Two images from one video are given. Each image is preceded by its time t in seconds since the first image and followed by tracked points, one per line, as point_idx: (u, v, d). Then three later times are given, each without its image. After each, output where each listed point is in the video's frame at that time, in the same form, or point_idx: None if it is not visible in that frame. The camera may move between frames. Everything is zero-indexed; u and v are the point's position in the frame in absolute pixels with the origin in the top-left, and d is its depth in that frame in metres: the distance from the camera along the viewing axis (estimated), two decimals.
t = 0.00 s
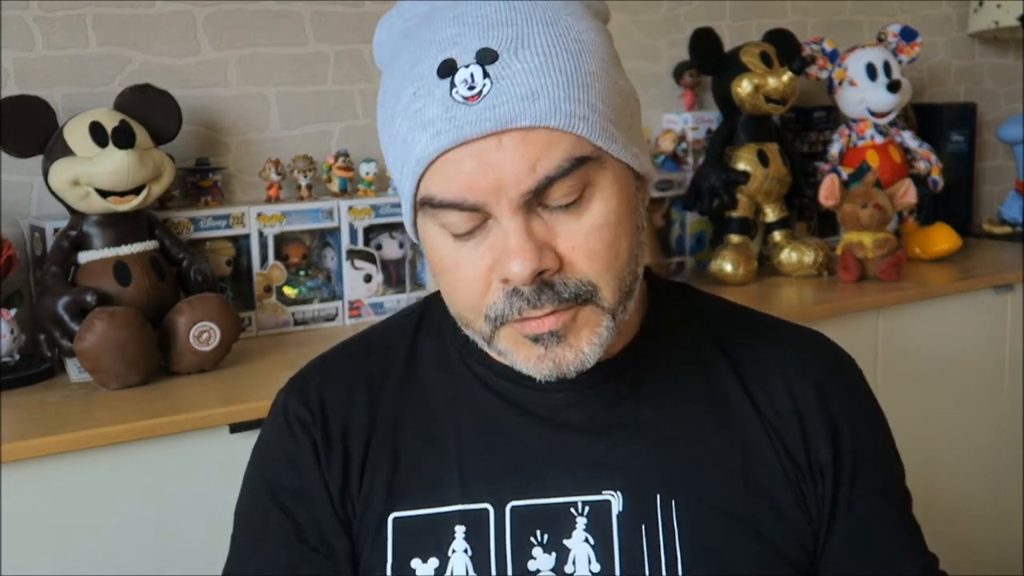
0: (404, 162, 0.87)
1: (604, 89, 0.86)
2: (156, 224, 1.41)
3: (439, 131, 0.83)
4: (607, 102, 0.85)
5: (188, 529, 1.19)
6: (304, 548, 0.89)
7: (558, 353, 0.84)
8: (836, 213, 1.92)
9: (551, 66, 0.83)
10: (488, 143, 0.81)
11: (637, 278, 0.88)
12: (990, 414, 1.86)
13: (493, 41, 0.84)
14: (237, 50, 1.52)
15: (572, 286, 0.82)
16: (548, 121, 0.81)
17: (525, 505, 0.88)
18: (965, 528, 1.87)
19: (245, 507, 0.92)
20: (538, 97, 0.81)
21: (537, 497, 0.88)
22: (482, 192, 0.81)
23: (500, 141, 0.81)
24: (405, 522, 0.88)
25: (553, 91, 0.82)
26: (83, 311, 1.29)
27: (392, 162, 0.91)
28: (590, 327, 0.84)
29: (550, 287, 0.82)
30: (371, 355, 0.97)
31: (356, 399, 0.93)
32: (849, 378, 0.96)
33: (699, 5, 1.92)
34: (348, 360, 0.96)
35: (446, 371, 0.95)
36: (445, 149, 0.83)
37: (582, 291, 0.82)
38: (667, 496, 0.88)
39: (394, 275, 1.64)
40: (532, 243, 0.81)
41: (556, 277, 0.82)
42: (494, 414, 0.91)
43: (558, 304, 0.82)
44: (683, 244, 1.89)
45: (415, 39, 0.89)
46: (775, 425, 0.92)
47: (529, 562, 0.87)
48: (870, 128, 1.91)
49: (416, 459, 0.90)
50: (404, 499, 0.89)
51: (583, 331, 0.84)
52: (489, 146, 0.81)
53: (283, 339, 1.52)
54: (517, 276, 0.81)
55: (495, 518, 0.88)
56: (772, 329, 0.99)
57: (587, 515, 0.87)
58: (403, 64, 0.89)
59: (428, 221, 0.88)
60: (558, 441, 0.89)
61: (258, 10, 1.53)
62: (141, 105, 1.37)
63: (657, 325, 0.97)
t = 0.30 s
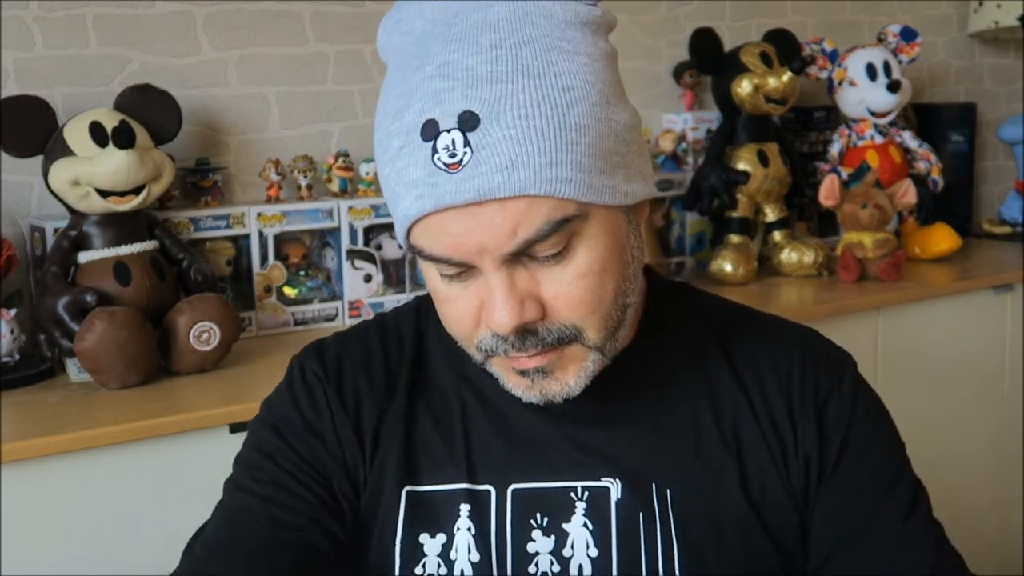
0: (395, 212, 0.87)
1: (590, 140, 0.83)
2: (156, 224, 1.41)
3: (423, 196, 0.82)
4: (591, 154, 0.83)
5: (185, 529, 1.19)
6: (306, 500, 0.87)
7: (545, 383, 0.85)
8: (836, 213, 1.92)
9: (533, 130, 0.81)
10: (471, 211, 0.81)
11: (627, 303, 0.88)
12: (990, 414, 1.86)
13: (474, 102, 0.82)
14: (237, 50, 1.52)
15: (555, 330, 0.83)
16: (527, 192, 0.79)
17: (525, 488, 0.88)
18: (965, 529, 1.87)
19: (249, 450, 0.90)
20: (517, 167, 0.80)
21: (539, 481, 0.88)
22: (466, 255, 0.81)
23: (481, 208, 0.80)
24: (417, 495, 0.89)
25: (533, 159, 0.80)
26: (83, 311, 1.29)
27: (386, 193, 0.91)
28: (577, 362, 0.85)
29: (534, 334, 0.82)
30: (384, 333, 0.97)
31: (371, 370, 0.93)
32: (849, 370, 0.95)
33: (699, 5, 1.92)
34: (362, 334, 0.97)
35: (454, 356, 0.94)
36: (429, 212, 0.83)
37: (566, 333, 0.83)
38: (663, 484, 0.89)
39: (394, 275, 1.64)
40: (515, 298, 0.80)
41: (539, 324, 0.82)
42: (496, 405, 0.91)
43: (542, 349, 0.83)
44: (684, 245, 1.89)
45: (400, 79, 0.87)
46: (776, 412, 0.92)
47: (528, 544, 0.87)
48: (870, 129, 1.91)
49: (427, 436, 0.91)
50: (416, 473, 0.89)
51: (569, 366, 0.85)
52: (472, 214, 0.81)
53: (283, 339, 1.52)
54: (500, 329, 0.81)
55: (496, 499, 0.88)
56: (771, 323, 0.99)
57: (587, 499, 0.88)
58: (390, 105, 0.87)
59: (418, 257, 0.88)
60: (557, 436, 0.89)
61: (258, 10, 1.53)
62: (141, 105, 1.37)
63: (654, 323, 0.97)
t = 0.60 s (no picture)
0: (418, 197, 0.86)
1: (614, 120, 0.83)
2: (156, 224, 1.41)
3: (451, 174, 0.81)
4: (616, 135, 0.83)
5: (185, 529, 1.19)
6: (306, 484, 0.84)
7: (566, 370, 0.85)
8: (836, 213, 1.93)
9: (561, 108, 0.81)
10: (499, 189, 0.80)
11: (644, 292, 0.89)
12: (990, 412, 1.86)
13: (502, 81, 0.81)
14: (237, 51, 1.52)
15: (580, 312, 0.82)
16: (558, 168, 0.79)
17: (531, 480, 0.88)
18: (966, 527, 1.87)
19: (249, 429, 0.86)
20: (548, 143, 0.79)
21: (545, 473, 0.88)
22: (492, 235, 0.80)
23: (511, 186, 0.79)
24: (423, 488, 0.88)
25: (562, 135, 0.80)
26: (83, 311, 1.29)
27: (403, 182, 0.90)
28: (599, 346, 0.85)
29: (559, 315, 0.82)
30: (392, 326, 0.97)
31: (378, 362, 0.93)
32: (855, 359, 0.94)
33: (699, 5, 1.92)
34: (369, 325, 0.96)
35: (460, 350, 0.94)
36: (456, 192, 0.82)
37: (590, 316, 0.83)
38: (666, 476, 0.89)
39: (394, 275, 1.63)
40: (542, 276, 0.80)
41: (564, 305, 0.82)
42: (502, 396, 0.91)
43: (567, 330, 0.82)
44: (684, 245, 1.88)
45: (421, 64, 0.86)
46: (782, 405, 0.92)
47: (534, 536, 0.87)
48: (870, 129, 1.91)
49: (436, 424, 0.90)
50: (421, 465, 0.89)
51: (592, 351, 0.84)
52: (499, 193, 0.80)
53: (283, 339, 1.52)
54: (527, 308, 0.81)
55: (502, 492, 0.88)
56: (774, 316, 0.99)
57: (591, 491, 0.88)
58: (411, 89, 0.86)
59: (439, 245, 0.87)
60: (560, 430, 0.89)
61: (257, 10, 1.53)
62: (141, 105, 1.37)
63: (657, 320, 0.97)
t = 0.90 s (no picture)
0: (417, 223, 0.85)
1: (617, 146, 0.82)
2: (156, 224, 1.41)
3: (450, 205, 0.81)
4: (618, 161, 0.82)
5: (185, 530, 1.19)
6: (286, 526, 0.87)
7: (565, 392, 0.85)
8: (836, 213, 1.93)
9: (562, 137, 0.80)
10: (499, 222, 0.79)
11: (645, 308, 0.88)
12: (990, 413, 1.86)
13: (503, 110, 0.80)
14: (237, 51, 1.52)
15: (580, 338, 0.82)
16: (559, 202, 0.78)
17: (532, 486, 0.88)
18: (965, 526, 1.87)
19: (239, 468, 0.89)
20: (549, 175, 0.79)
21: (546, 479, 0.88)
22: (491, 264, 0.80)
23: (511, 219, 0.79)
24: (415, 499, 0.88)
25: (563, 167, 0.79)
26: (83, 310, 1.29)
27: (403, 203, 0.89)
28: (600, 369, 0.85)
29: (559, 344, 0.81)
30: (389, 333, 0.96)
31: (369, 377, 0.92)
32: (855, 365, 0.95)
33: (699, 5, 1.92)
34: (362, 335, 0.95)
35: (460, 354, 0.94)
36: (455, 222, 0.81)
37: (590, 341, 0.83)
38: (670, 478, 0.88)
39: (394, 275, 1.63)
40: (541, 308, 0.80)
41: (564, 333, 0.82)
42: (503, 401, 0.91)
43: (567, 357, 0.82)
44: (684, 245, 1.88)
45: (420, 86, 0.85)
46: (786, 410, 0.92)
47: (535, 542, 0.87)
48: (870, 128, 1.91)
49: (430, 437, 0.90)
50: (412, 475, 0.89)
51: (592, 374, 0.84)
52: (499, 225, 0.79)
53: (283, 339, 1.52)
54: (526, 339, 0.80)
55: (503, 498, 0.87)
56: (776, 318, 0.99)
57: (593, 496, 0.87)
58: (411, 112, 0.85)
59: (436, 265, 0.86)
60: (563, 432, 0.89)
61: (257, 10, 1.53)
62: (141, 105, 1.37)
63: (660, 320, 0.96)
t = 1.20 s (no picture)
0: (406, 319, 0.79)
1: (622, 252, 0.75)
2: (156, 224, 1.41)
3: (439, 318, 0.75)
4: (622, 269, 0.75)
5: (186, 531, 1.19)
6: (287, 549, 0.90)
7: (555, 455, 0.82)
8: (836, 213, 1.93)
9: (561, 258, 0.72)
10: (490, 339, 0.74)
11: (644, 368, 0.83)
12: (990, 413, 1.86)
13: (496, 232, 0.71)
14: (237, 51, 1.52)
15: (571, 423, 0.78)
16: (553, 327, 0.74)
17: (526, 506, 0.85)
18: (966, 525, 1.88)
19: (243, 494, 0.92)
20: (543, 304, 0.73)
21: (539, 500, 0.85)
22: (481, 364, 0.76)
23: (502, 339, 0.74)
24: (408, 517, 0.87)
25: (560, 293, 0.73)
26: (83, 311, 1.29)
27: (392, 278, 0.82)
28: (592, 442, 0.81)
29: (551, 431, 0.78)
30: (383, 348, 0.93)
31: (359, 400, 0.90)
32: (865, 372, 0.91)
33: (699, 5, 1.92)
34: (355, 350, 0.93)
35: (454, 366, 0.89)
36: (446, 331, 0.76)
37: (582, 425, 0.79)
38: (668, 501, 0.84)
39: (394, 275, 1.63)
40: (533, 410, 0.76)
41: (556, 421, 0.78)
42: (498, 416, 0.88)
43: (559, 440, 0.79)
44: (684, 245, 1.89)
45: (406, 177, 0.74)
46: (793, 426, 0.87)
47: (528, 563, 0.84)
48: (870, 128, 1.91)
49: (419, 461, 0.88)
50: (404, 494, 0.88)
51: (584, 447, 0.81)
52: (490, 341, 0.74)
53: (283, 339, 1.52)
54: (517, 434, 0.77)
55: (495, 519, 0.85)
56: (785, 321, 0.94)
57: (588, 519, 0.84)
58: (396, 202, 0.76)
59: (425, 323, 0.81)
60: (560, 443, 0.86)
61: (257, 10, 1.53)
62: (141, 105, 1.37)
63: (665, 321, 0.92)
